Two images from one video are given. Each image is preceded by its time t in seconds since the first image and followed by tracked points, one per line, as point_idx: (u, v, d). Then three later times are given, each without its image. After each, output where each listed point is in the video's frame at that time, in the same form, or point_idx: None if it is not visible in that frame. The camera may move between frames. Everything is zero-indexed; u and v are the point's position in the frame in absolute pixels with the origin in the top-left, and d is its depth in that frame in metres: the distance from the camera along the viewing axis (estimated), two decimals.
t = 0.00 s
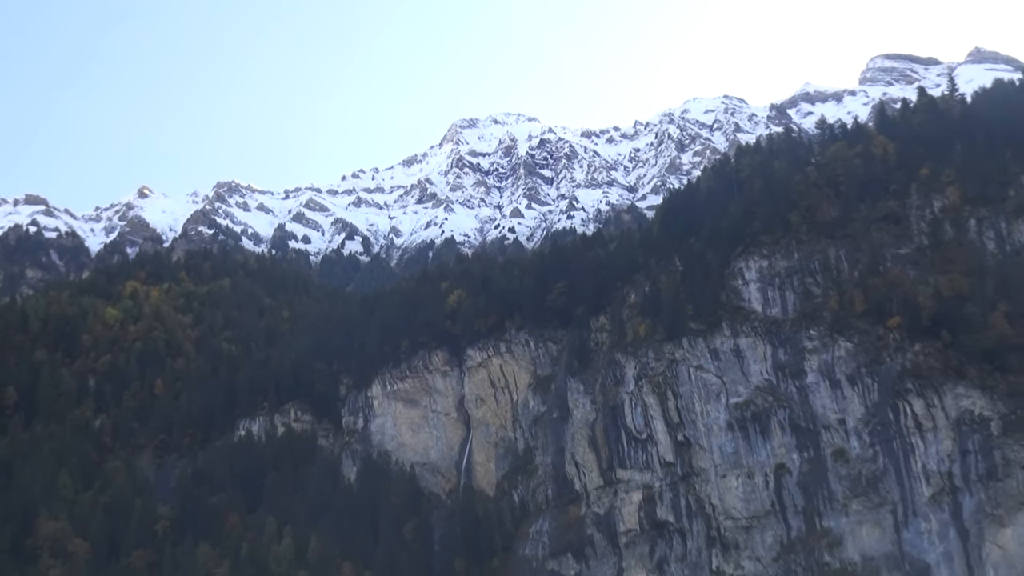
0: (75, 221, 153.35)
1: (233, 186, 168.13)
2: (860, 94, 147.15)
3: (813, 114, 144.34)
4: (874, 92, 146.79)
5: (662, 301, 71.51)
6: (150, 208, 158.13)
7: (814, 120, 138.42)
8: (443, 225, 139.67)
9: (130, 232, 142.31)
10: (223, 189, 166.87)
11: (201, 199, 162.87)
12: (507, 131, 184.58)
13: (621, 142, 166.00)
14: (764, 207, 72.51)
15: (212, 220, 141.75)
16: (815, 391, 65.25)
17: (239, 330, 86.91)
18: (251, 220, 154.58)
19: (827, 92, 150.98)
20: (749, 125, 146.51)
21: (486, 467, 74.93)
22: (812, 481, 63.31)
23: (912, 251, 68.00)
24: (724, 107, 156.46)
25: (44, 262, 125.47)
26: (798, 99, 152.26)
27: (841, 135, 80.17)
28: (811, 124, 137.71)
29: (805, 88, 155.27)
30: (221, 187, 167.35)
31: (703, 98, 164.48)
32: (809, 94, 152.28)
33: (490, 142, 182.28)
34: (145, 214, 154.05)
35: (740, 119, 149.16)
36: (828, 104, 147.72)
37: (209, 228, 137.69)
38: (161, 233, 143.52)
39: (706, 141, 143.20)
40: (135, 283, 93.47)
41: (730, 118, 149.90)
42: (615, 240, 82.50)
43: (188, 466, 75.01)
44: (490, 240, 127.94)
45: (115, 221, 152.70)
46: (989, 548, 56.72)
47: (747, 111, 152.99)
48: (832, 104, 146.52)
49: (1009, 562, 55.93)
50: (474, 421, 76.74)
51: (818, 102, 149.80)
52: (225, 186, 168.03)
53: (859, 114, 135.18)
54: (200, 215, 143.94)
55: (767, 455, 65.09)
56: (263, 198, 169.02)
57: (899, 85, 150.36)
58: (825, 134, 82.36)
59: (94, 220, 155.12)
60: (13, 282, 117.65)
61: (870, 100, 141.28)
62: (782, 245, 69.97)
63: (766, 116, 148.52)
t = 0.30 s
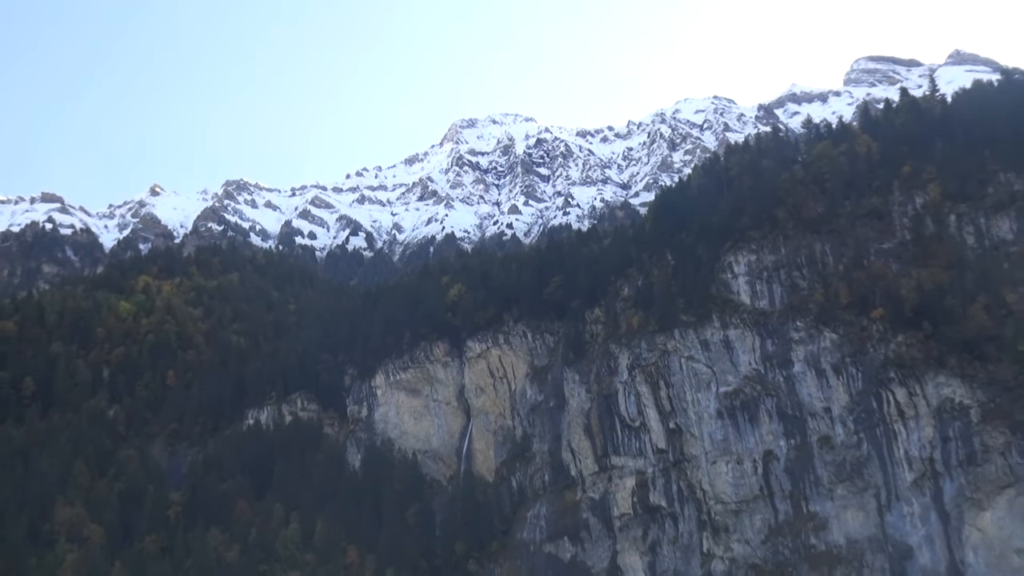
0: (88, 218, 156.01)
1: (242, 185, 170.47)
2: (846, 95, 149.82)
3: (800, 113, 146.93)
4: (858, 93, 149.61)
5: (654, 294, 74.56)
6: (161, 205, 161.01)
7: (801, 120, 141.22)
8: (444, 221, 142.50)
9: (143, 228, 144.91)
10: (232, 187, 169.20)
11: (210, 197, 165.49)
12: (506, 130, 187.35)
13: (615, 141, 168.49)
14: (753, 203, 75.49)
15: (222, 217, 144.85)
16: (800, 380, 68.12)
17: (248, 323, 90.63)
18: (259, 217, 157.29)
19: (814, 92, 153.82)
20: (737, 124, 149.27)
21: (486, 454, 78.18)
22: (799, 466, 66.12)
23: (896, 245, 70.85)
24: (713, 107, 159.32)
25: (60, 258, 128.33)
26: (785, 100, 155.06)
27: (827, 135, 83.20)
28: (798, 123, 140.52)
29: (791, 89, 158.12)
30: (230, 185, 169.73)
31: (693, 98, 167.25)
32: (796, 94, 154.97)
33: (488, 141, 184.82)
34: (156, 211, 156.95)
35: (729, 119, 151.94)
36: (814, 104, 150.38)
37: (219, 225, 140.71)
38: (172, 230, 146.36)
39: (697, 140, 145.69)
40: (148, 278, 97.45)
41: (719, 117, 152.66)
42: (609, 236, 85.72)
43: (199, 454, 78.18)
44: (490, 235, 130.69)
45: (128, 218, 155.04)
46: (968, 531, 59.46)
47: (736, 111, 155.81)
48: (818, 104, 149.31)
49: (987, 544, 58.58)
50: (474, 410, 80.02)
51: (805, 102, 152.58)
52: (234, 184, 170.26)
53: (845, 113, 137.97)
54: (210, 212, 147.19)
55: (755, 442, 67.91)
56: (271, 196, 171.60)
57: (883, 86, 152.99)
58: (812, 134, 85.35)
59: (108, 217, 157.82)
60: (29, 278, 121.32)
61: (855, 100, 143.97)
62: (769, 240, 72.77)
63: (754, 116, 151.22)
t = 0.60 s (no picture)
0: (100, 216, 158.30)
1: (249, 183, 173.26)
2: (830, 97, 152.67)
3: (786, 115, 149.70)
4: (843, 95, 152.39)
5: (646, 289, 77.24)
6: (171, 204, 163.83)
7: (787, 122, 144.01)
8: (444, 219, 145.37)
9: (154, 227, 147.84)
10: (239, 185, 171.87)
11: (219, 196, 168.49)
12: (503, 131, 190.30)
13: (608, 141, 171.30)
14: (741, 202, 78.53)
15: (229, 215, 148.07)
16: (787, 371, 70.83)
17: (255, 317, 93.91)
18: (266, 215, 160.06)
19: (799, 94, 156.65)
20: (726, 125, 152.01)
21: (484, 443, 80.96)
22: (785, 455, 68.98)
23: (879, 241, 73.62)
24: (703, 109, 162.17)
25: (73, 255, 131.33)
26: (772, 102, 157.87)
27: (813, 135, 86.31)
28: (785, 124, 143.31)
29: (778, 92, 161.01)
30: (237, 184, 172.08)
31: (683, 101, 170.21)
32: (783, 96, 158.04)
33: (487, 141, 187.90)
34: (167, 210, 159.93)
35: (718, 120, 154.72)
36: (800, 106, 153.36)
37: (226, 223, 143.86)
38: (182, 228, 149.37)
39: (687, 140, 148.48)
40: (158, 274, 100.81)
41: (708, 119, 155.44)
42: (603, 233, 88.81)
43: (208, 443, 81.40)
44: (489, 232, 133.38)
45: (140, 216, 157.77)
46: (948, 517, 62.11)
47: (725, 113, 158.62)
48: (804, 106, 152.12)
49: (966, 529, 61.21)
50: (473, 401, 82.94)
51: (790, 105, 155.43)
52: (241, 182, 172.88)
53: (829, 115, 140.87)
54: (218, 210, 150.26)
55: (743, 431, 70.70)
56: (277, 194, 174.30)
57: (866, 88, 155.79)
58: (799, 134, 88.47)
59: (119, 215, 160.35)
60: (43, 274, 123.83)
61: (839, 102, 146.70)
62: (757, 236, 75.68)
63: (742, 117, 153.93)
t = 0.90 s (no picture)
0: (114, 214, 161.15)
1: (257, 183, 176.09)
2: (814, 99, 155.44)
3: (773, 116, 152.77)
4: (828, 97, 155.47)
5: (639, 285, 80.56)
6: (182, 203, 166.87)
7: (774, 123, 147.18)
8: (445, 217, 148.75)
9: (165, 225, 150.83)
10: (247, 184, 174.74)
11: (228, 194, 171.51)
12: (501, 132, 193.82)
13: (602, 142, 174.34)
14: (730, 200, 81.89)
15: (238, 213, 151.46)
16: (775, 363, 73.84)
17: (263, 311, 97.18)
18: (273, 213, 163.00)
19: (786, 96, 159.77)
20: (715, 126, 155.10)
21: (483, 431, 84.62)
22: (772, 443, 72.04)
23: (862, 238, 76.53)
24: (693, 110, 165.37)
25: (88, 252, 134.67)
26: (759, 104, 161.08)
27: (799, 136, 89.62)
28: (772, 126, 146.41)
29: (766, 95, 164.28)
30: (245, 183, 174.76)
31: (674, 103, 173.38)
32: (770, 99, 161.09)
33: (486, 141, 191.29)
34: (178, 208, 163.08)
35: (708, 121, 157.85)
36: (787, 108, 156.47)
37: (235, 221, 147.30)
38: (192, 226, 152.42)
39: (679, 141, 151.53)
40: (169, 269, 104.07)
41: (698, 120, 158.63)
42: (597, 230, 92.13)
43: (218, 433, 84.63)
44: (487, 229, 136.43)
45: (152, 214, 160.75)
46: (930, 503, 65.52)
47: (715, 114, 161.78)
48: (790, 108, 155.21)
49: (947, 514, 64.63)
50: (472, 391, 86.48)
51: (777, 107, 158.56)
52: (249, 182, 175.92)
53: (813, 117, 143.44)
54: (227, 209, 153.46)
55: (733, 420, 73.77)
56: (284, 193, 177.14)
57: (849, 91, 158.87)
58: (786, 135, 91.74)
59: (132, 213, 163.28)
60: (59, 271, 126.68)
61: (825, 104, 149.72)
62: (745, 233, 78.76)
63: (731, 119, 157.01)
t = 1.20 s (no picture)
0: (127, 212, 164.42)
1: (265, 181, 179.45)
2: (801, 100, 158.15)
3: (762, 116, 155.60)
4: (814, 98, 158.37)
5: (632, 278, 83.72)
6: (193, 200, 170.16)
7: (763, 124, 150.08)
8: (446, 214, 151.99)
9: (176, 221, 154.05)
10: (255, 182, 178.10)
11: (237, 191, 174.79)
12: (501, 132, 197.09)
13: (597, 141, 177.34)
14: (720, 197, 85.24)
15: (246, 210, 154.79)
16: (763, 355, 76.90)
17: (270, 305, 100.48)
18: (280, 210, 166.28)
19: (774, 97, 162.65)
20: (706, 127, 157.97)
21: (482, 420, 88.03)
22: (760, 431, 75.10)
23: (847, 234, 79.75)
24: (684, 111, 168.29)
25: (102, 247, 137.80)
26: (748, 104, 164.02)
27: (788, 136, 92.75)
28: (760, 126, 149.36)
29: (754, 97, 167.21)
30: (254, 181, 178.16)
31: (666, 104, 176.31)
32: (758, 99, 163.94)
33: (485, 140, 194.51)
34: (188, 205, 166.41)
35: (699, 121, 160.75)
36: (775, 108, 159.27)
37: (243, 218, 150.79)
38: (202, 222, 155.64)
39: (671, 141, 154.43)
40: (180, 265, 107.58)
41: (690, 120, 161.52)
42: (592, 226, 95.38)
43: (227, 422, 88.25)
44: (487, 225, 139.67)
45: (163, 211, 164.01)
46: (912, 489, 68.11)
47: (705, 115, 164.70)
48: (778, 108, 157.98)
49: (928, 500, 67.10)
50: (472, 382, 89.79)
51: (766, 107, 161.40)
52: (257, 180, 179.28)
53: (801, 117, 146.34)
54: (236, 206, 156.88)
55: (722, 409, 76.85)
56: (291, 191, 180.36)
57: (835, 92, 161.71)
58: (774, 136, 94.87)
59: (144, 211, 166.64)
60: (75, 266, 129.82)
61: (812, 105, 152.52)
62: (735, 229, 81.95)
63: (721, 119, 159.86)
